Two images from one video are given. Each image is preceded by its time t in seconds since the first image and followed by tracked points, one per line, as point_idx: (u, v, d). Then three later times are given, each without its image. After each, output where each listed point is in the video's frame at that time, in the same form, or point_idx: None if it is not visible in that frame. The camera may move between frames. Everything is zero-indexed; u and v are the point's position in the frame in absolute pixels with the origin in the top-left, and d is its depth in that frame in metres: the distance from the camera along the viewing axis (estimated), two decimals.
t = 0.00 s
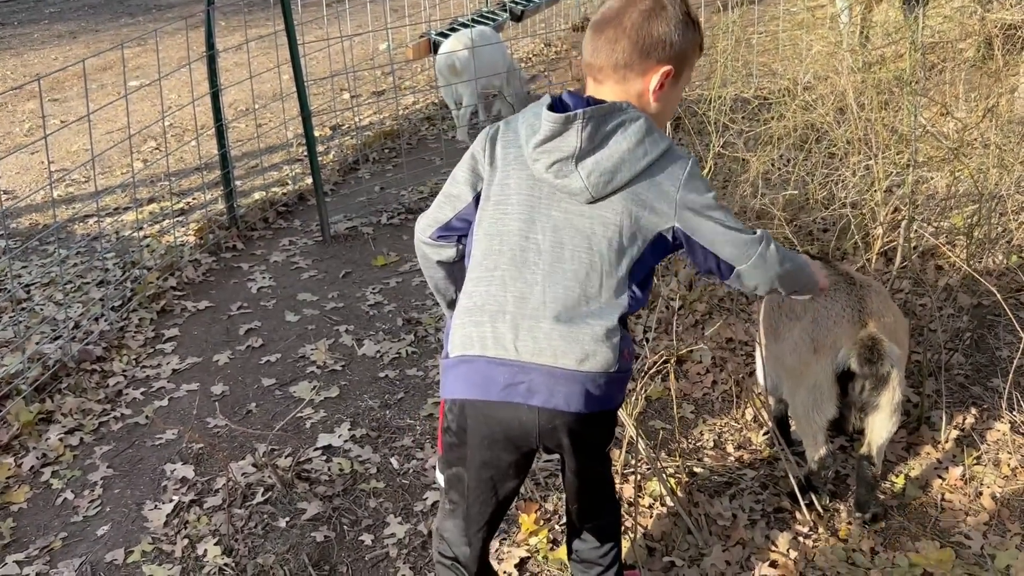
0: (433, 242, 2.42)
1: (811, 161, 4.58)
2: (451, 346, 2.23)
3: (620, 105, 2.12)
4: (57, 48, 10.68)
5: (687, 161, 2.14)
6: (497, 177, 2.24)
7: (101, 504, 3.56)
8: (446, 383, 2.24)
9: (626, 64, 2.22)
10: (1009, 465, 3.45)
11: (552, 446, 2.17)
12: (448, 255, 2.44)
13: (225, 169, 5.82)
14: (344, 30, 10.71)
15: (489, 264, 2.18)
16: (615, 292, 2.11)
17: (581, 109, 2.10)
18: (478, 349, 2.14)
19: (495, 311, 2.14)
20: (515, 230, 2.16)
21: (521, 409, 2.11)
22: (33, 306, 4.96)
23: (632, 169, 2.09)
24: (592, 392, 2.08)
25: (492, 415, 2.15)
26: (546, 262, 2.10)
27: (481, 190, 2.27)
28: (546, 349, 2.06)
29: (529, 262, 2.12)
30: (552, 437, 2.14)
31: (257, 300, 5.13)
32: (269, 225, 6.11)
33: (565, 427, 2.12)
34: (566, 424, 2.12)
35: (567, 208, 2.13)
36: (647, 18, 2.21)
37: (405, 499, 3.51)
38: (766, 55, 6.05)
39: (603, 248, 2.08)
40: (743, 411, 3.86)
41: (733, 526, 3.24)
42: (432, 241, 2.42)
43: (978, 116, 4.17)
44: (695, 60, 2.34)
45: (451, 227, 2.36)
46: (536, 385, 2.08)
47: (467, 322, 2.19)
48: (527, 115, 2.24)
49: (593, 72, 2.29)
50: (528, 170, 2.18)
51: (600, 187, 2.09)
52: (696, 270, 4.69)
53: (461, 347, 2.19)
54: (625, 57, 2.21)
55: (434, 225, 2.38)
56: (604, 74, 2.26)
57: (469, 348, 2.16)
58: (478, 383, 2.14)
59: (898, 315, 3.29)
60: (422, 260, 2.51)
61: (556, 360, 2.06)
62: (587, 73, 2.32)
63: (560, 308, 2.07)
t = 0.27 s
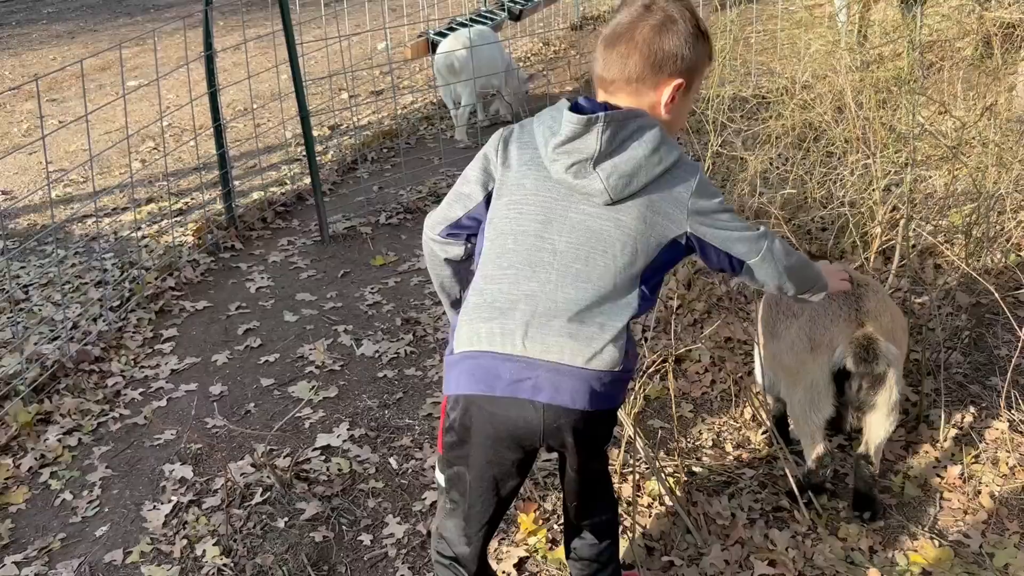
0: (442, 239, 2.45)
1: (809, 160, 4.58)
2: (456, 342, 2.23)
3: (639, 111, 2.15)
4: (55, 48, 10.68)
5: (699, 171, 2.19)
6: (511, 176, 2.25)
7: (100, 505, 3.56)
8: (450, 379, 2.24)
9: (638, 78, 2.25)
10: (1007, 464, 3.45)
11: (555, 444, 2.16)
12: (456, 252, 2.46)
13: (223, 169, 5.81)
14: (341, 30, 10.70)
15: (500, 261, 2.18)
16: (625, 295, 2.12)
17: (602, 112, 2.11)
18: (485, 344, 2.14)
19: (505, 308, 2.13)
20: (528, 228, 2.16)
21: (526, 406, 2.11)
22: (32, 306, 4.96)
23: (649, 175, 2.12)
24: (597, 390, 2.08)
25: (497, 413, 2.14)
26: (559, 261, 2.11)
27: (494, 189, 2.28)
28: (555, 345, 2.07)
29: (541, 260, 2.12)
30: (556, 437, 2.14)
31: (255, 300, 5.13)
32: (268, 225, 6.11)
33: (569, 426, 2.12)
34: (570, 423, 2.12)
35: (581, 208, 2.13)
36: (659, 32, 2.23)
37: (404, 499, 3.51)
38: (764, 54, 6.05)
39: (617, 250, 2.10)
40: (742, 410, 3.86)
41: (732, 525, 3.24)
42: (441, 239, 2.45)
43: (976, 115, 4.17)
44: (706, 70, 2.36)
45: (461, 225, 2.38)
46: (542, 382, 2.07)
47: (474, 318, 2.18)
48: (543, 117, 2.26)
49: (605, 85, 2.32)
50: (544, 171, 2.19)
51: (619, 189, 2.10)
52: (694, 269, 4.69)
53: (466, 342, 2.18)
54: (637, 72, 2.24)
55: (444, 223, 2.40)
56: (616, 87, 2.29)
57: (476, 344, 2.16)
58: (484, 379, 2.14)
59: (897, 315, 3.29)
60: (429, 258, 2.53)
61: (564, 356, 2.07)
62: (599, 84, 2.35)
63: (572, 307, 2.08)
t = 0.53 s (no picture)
0: (444, 240, 2.45)
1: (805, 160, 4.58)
2: (456, 338, 2.22)
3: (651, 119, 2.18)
4: (52, 48, 10.67)
5: (703, 181, 2.25)
6: (519, 176, 2.25)
7: (95, 506, 3.55)
8: (448, 375, 2.22)
9: (644, 91, 2.26)
10: (1003, 463, 3.45)
11: (552, 444, 2.16)
12: (460, 254, 2.47)
13: (220, 170, 5.81)
14: (338, 30, 10.70)
15: (507, 259, 2.18)
16: (629, 298, 2.15)
17: (618, 116, 2.13)
18: (489, 339, 2.13)
19: (511, 304, 2.13)
20: (537, 227, 2.17)
21: (526, 402, 2.09)
22: (27, 307, 4.95)
23: (659, 182, 2.16)
24: (598, 388, 2.08)
25: (496, 409, 2.13)
26: (568, 260, 2.12)
27: (502, 189, 2.28)
28: (558, 340, 2.07)
29: (550, 258, 2.13)
30: (554, 435, 2.14)
31: (252, 301, 5.13)
32: (265, 226, 6.11)
33: (568, 425, 2.12)
34: (569, 422, 2.12)
35: (591, 209, 2.14)
36: (663, 45, 2.25)
37: (400, 500, 3.51)
38: (760, 53, 6.06)
39: (625, 253, 2.12)
40: (738, 410, 3.86)
41: (728, 525, 3.24)
42: (445, 240, 2.45)
43: (971, 114, 4.17)
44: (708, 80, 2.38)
45: (466, 225, 2.39)
46: (544, 376, 2.07)
47: (477, 314, 2.18)
48: (554, 121, 2.28)
49: (610, 97, 2.33)
50: (554, 172, 2.20)
51: (632, 193, 2.12)
52: (690, 269, 4.69)
53: (468, 338, 2.17)
54: (642, 85, 2.26)
55: (448, 224, 2.41)
56: (621, 99, 2.30)
57: (479, 339, 2.15)
58: (484, 373, 2.13)
59: (891, 311, 3.26)
60: (432, 258, 2.54)
61: (567, 352, 2.07)
62: (603, 96, 2.36)
63: (579, 305, 2.09)
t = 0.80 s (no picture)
0: (451, 236, 2.45)
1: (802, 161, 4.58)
2: (463, 332, 2.22)
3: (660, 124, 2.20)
4: (49, 50, 10.66)
5: (705, 187, 2.28)
6: (529, 175, 2.25)
7: (92, 509, 3.55)
8: (454, 368, 2.22)
9: (654, 99, 2.27)
10: (1000, 464, 3.45)
11: (556, 440, 2.16)
12: (467, 251, 2.48)
13: (217, 172, 5.80)
14: (336, 32, 10.70)
15: (516, 255, 2.17)
16: (633, 297, 2.16)
17: (630, 120, 2.14)
18: (496, 334, 2.13)
19: (520, 300, 2.13)
20: (546, 224, 2.16)
21: (533, 396, 2.10)
22: (24, 309, 4.95)
23: (667, 185, 2.18)
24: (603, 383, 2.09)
25: (501, 403, 2.13)
26: (577, 258, 2.12)
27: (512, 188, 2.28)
28: (565, 336, 2.08)
29: (559, 255, 2.13)
30: (559, 431, 2.14)
31: (249, 303, 5.13)
32: (262, 228, 6.10)
33: (573, 421, 2.12)
34: (574, 418, 2.12)
35: (600, 209, 2.14)
36: (676, 55, 2.26)
37: (397, 502, 3.51)
38: (757, 54, 6.06)
39: (632, 253, 2.14)
40: (736, 411, 3.86)
41: (725, 527, 3.24)
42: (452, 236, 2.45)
43: (968, 115, 4.17)
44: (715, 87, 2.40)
45: (474, 223, 2.38)
46: (551, 369, 2.07)
47: (485, 308, 2.17)
48: (565, 122, 2.28)
49: (619, 102, 2.34)
50: (563, 171, 2.20)
51: (641, 196, 2.13)
52: (688, 270, 4.69)
53: (475, 331, 2.17)
54: (654, 94, 2.27)
55: (456, 221, 2.40)
56: (631, 106, 2.31)
57: (486, 333, 2.14)
58: (491, 366, 2.12)
59: (887, 309, 3.28)
60: (437, 254, 2.54)
61: (574, 346, 2.08)
62: (612, 101, 2.37)
63: (587, 303, 2.10)
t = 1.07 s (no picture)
0: (453, 235, 2.47)
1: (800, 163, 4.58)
2: (461, 327, 2.22)
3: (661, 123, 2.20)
4: (47, 52, 10.66)
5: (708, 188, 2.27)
6: (529, 173, 2.27)
7: (91, 511, 3.55)
8: (451, 363, 2.22)
9: (659, 98, 2.27)
10: (998, 466, 3.45)
11: (551, 437, 2.16)
12: (468, 249, 2.49)
13: (215, 174, 5.80)
14: (334, 34, 10.70)
15: (514, 252, 2.18)
16: (632, 294, 2.15)
17: (629, 117, 2.14)
18: (492, 328, 2.13)
19: (516, 295, 2.12)
20: (544, 221, 2.17)
21: (527, 391, 2.09)
22: (22, 311, 4.94)
23: (667, 183, 2.17)
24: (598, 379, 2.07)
25: (496, 399, 2.13)
26: (574, 254, 2.12)
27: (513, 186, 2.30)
28: (560, 331, 2.06)
29: (556, 251, 2.13)
30: (553, 427, 2.13)
31: (248, 304, 5.12)
32: (261, 229, 6.10)
33: (567, 417, 2.12)
34: (569, 415, 2.12)
35: (598, 206, 2.15)
36: (682, 53, 2.26)
37: (396, 503, 3.50)
38: (756, 55, 6.07)
39: (631, 251, 2.12)
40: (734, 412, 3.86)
41: (724, 528, 3.24)
42: (454, 235, 2.47)
43: (966, 116, 4.17)
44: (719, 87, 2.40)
45: (474, 222, 2.40)
46: (545, 365, 2.05)
47: (481, 303, 2.17)
48: (567, 121, 2.29)
49: (624, 100, 2.34)
50: (564, 169, 2.21)
51: (640, 193, 2.13)
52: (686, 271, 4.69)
53: (472, 327, 2.17)
54: (659, 92, 2.27)
55: (458, 219, 2.42)
56: (636, 105, 2.31)
57: (483, 328, 2.14)
58: (486, 360, 2.12)
59: (890, 308, 3.27)
60: (440, 254, 2.55)
61: (569, 342, 2.06)
62: (616, 99, 2.37)
63: (584, 299, 2.09)
